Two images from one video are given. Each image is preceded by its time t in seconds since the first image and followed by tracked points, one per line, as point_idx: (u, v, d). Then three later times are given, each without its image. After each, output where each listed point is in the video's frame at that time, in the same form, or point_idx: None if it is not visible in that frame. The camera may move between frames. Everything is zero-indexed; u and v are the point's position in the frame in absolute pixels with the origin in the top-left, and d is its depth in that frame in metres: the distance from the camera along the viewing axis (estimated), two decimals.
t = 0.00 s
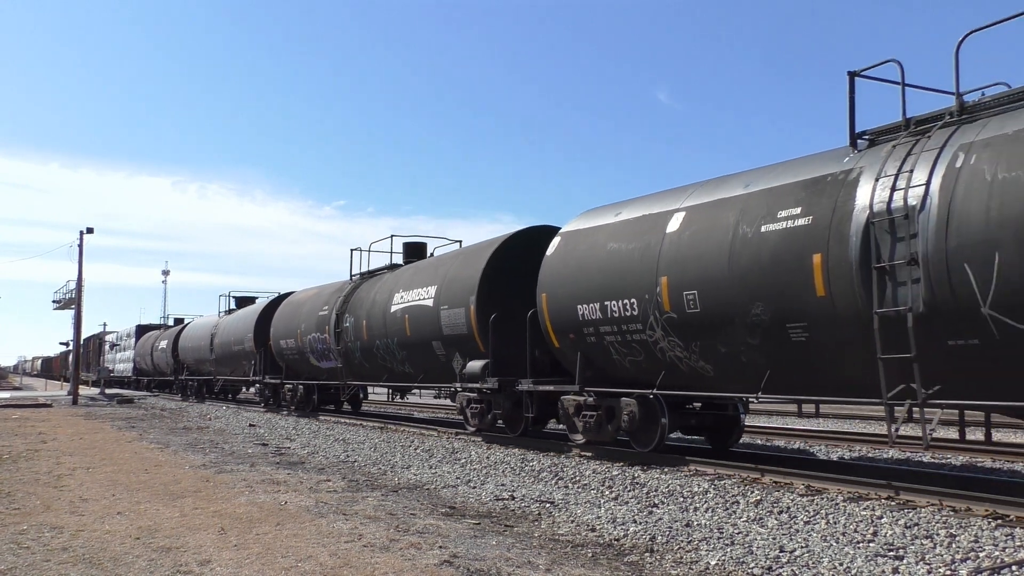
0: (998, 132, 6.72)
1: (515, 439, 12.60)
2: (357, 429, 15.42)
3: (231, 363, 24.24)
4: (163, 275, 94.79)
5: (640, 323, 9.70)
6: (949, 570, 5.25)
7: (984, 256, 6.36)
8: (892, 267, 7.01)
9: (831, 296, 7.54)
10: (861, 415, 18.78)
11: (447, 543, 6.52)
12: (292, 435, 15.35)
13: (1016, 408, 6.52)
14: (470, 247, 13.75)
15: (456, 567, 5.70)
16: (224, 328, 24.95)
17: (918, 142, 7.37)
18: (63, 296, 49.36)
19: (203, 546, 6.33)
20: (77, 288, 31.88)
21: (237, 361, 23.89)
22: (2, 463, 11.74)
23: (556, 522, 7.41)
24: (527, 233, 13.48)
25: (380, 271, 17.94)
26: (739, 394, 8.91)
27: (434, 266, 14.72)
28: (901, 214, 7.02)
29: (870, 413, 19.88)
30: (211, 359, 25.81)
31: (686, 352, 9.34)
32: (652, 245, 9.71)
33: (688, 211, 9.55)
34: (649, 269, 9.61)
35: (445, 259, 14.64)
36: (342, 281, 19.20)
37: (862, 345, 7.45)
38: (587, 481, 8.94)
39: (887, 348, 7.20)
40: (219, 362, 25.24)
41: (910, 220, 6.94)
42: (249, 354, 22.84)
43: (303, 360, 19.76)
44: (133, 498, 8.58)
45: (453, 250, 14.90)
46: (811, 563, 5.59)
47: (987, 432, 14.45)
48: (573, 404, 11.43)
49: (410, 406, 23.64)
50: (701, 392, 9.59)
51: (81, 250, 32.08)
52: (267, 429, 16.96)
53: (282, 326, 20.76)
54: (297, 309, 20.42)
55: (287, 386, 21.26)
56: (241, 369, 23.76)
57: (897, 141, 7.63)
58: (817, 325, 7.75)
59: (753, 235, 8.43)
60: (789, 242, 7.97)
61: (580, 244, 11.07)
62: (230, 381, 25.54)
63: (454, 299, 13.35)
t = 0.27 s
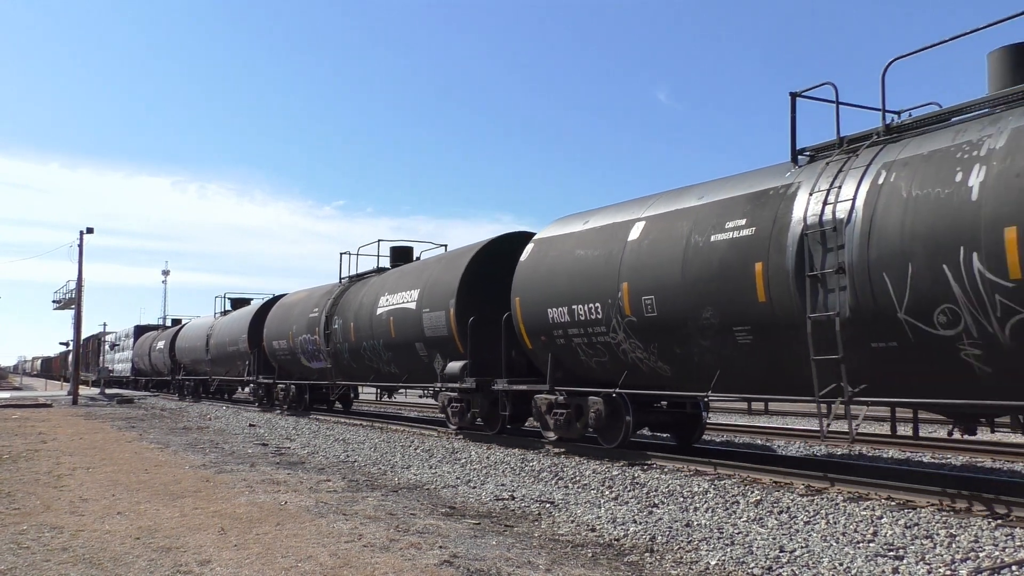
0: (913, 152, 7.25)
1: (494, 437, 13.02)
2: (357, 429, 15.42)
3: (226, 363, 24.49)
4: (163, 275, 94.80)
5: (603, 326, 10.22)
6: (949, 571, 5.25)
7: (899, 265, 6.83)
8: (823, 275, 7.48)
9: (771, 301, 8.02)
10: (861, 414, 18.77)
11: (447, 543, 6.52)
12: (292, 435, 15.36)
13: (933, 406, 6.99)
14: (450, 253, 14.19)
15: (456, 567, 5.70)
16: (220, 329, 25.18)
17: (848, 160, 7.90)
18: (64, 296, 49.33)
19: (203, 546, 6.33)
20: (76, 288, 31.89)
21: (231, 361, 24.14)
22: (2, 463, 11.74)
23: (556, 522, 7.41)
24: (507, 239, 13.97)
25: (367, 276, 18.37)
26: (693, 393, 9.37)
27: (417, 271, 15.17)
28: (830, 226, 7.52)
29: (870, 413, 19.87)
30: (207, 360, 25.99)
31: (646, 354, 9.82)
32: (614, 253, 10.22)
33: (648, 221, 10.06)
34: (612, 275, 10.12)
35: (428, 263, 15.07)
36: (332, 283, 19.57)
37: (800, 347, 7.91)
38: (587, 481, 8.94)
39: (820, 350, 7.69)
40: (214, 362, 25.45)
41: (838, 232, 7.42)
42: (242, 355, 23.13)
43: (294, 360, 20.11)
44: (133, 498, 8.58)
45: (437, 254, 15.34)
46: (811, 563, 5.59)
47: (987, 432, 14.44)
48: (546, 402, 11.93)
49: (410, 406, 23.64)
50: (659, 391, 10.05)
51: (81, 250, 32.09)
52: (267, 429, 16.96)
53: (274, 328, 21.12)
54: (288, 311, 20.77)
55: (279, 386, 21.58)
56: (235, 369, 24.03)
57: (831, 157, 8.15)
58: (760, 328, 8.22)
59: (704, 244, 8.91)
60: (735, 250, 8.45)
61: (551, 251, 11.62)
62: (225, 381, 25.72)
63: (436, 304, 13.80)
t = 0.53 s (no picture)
0: (845, 168, 7.80)
1: (475, 434, 13.30)
2: (357, 429, 15.42)
3: (221, 363, 24.69)
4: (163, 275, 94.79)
5: (572, 328, 10.78)
6: (949, 571, 5.25)
7: (828, 274, 7.37)
8: (763, 282, 8.02)
9: (718, 306, 8.54)
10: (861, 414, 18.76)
11: (447, 543, 6.52)
12: (292, 435, 15.37)
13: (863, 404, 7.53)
14: (434, 258, 14.64)
15: (456, 567, 5.70)
16: (216, 330, 25.38)
17: (789, 175, 8.44)
18: (63, 296, 49.36)
19: (203, 546, 6.33)
20: (76, 289, 31.91)
21: (227, 362, 24.32)
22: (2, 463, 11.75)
23: (556, 522, 7.41)
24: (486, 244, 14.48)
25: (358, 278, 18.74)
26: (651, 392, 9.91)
27: (402, 274, 15.61)
28: (769, 236, 8.06)
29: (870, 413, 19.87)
30: (203, 360, 26.15)
31: (610, 354, 10.31)
32: (582, 260, 10.76)
33: (613, 229, 10.59)
34: (579, 281, 10.66)
35: (413, 267, 15.50)
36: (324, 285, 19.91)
37: (744, 349, 8.44)
38: (587, 481, 8.94)
39: (761, 351, 8.23)
40: (210, 362, 25.62)
41: (777, 242, 7.96)
42: (237, 355, 23.37)
43: (287, 360, 20.43)
44: (133, 498, 8.58)
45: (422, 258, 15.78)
46: (811, 563, 5.59)
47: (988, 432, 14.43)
48: (520, 401, 12.37)
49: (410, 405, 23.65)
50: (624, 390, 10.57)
51: (80, 249, 32.11)
52: (267, 429, 16.97)
53: (267, 329, 21.46)
54: (281, 312, 21.11)
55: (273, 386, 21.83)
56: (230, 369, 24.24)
57: (774, 173, 8.70)
58: (710, 331, 8.73)
59: (660, 252, 9.45)
60: (687, 258, 8.98)
61: (524, 257, 12.17)
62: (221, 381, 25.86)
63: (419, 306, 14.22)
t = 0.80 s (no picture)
0: (785, 184, 8.43)
1: (456, 433, 13.78)
2: (357, 429, 15.41)
3: (216, 364, 24.80)
4: (163, 275, 94.79)
5: (542, 331, 11.36)
6: (949, 570, 5.25)
7: (768, 282, 7.98)
8: (712, 288, 8.64)
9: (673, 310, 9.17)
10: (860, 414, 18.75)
11: (447, 543, 6.52)
12: (292, 435, 15.37)
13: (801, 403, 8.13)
14: (419, 261, 15.07)
15: (456, 567, 5.70)
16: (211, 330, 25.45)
17: (737, 188, 9.08)
18: (63, 297, 49.38)
19: (203, 546, 6.33)
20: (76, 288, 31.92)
21: (221, 362, 24.41)
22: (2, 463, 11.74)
23: (556, 522, 7.41)
24: (469, 251, 14.98)
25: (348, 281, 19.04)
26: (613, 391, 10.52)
27: (388, 277, 16.01)
28: (717, 245, 8.69)
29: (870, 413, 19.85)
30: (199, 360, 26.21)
31: (578, 356, 10.90)
32: (553, 266, 11.35)
33: (581, 236, 11.21)
34: (549, 285, 11.26)
35: (399, 270, 15.88)
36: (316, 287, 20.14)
37: (697, 351, 9.06)
38: (587, 481, 8.94)
39: (710, 352, 8.84)
40: (205, 363, 25.69)
41: (724, 251, 8.58)
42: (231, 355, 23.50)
43: (278, 361, 20.61)
44: (133, 499, 8.58)
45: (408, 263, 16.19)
46: (811, 563, 5.59)
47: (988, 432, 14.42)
48: (496, 399, 12.96)
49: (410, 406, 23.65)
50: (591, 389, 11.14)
51: (80, 249, 32.14)
52: (267, 429, 16.97)
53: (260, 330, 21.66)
54: (273, 313, 21.30)
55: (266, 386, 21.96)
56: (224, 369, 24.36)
57: (723, 186, 9.35)
58: (666, 333, 9.35)
59: (622, 259, 10.10)
60: (645, 266, 9.62)
61: (499, 262, 12.79)
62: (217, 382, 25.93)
63: (405, 307, 14.60)
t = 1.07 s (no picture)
0: (735, 195, 8.90)
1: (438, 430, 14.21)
2: (357, 429, 15.40)
3: (212, 364, 24.84)
4: (163, 275, 94.76)
5: (515, 333, 11.83)
6: (949, 570, 5.26)
7: (716, 288, 8.44)
8: (667, 294, 9.10)
9: (633, 314, 9.65)
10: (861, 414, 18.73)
11: (447, 543, 6.52)
12: (292, 435, 15.37)
13: (746, 404, 8.59)
14: (404, 265, 15.39)
15: (457, 567, 5.70)
16: (207, 330, 25.50)
17: (693, 199, 9.59)
18: (62, 297, 49.42)
19: (204, 546, 6.33)
20: (77, 288, 31.94)
21: (217, 362, 24.45)
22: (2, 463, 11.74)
23: (556, 522, 7.41)
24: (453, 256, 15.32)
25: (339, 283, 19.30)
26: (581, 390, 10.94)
27: (375, 280, 16.36)
28: (671, 253, 9.16)
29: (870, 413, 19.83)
30: (196, 360, 26.24)
31: (548, 357, 11.36)
32: (527, 271, 11.81)
33: (553, 243, 11.69)
34: (523, 290, 11.70)
35: (385, 274, 16.18)
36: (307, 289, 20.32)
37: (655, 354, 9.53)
38: (587, 481, 8.94)
39: (666, 355, 9.28)
40: (201, 363, 25.72)
41: (678, 259, 9.06)
42: (226, 355, 23.59)
43: (271, 361, 20.80)
44: (133, 498, 8.58)
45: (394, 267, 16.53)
46: (811, 563, 5.59)
47: (988, 432, 14.42)
48: (474, 399, 13.42)
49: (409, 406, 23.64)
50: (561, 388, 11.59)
51: (81, 249, 32.16)
52: (268, 429, 16.97)
53: (253, 331, 21.81)
54: (266, 313, 21.44)
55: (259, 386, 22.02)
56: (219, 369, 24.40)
57: (681, 198, 9.87)
58: (627, 337, 9.79)
59: (587, 265, 10.58)
60: (608, 272, 10.10)
61: (478, 266, 13.27)
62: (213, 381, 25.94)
63: (390, 310, 14.94)
